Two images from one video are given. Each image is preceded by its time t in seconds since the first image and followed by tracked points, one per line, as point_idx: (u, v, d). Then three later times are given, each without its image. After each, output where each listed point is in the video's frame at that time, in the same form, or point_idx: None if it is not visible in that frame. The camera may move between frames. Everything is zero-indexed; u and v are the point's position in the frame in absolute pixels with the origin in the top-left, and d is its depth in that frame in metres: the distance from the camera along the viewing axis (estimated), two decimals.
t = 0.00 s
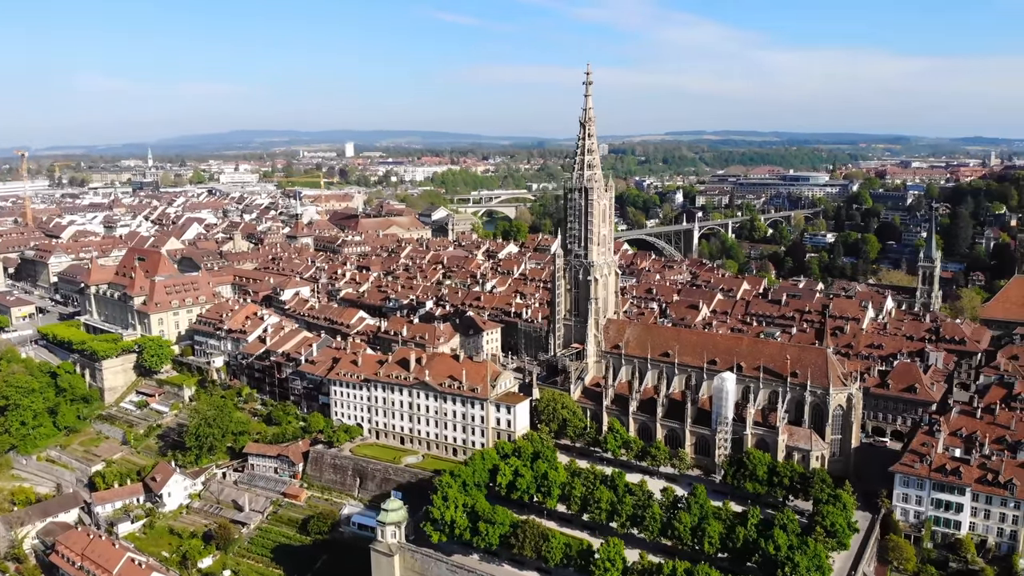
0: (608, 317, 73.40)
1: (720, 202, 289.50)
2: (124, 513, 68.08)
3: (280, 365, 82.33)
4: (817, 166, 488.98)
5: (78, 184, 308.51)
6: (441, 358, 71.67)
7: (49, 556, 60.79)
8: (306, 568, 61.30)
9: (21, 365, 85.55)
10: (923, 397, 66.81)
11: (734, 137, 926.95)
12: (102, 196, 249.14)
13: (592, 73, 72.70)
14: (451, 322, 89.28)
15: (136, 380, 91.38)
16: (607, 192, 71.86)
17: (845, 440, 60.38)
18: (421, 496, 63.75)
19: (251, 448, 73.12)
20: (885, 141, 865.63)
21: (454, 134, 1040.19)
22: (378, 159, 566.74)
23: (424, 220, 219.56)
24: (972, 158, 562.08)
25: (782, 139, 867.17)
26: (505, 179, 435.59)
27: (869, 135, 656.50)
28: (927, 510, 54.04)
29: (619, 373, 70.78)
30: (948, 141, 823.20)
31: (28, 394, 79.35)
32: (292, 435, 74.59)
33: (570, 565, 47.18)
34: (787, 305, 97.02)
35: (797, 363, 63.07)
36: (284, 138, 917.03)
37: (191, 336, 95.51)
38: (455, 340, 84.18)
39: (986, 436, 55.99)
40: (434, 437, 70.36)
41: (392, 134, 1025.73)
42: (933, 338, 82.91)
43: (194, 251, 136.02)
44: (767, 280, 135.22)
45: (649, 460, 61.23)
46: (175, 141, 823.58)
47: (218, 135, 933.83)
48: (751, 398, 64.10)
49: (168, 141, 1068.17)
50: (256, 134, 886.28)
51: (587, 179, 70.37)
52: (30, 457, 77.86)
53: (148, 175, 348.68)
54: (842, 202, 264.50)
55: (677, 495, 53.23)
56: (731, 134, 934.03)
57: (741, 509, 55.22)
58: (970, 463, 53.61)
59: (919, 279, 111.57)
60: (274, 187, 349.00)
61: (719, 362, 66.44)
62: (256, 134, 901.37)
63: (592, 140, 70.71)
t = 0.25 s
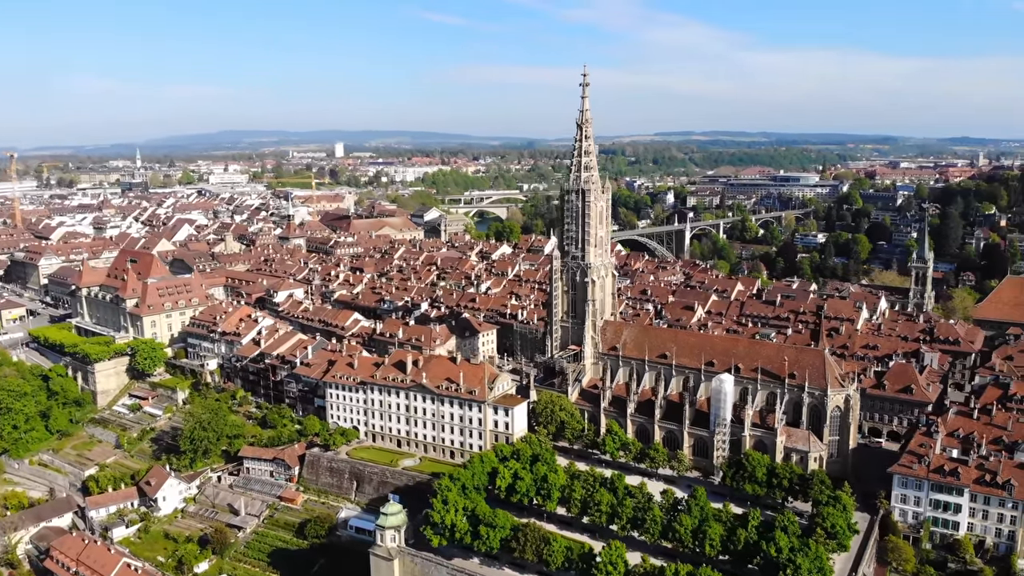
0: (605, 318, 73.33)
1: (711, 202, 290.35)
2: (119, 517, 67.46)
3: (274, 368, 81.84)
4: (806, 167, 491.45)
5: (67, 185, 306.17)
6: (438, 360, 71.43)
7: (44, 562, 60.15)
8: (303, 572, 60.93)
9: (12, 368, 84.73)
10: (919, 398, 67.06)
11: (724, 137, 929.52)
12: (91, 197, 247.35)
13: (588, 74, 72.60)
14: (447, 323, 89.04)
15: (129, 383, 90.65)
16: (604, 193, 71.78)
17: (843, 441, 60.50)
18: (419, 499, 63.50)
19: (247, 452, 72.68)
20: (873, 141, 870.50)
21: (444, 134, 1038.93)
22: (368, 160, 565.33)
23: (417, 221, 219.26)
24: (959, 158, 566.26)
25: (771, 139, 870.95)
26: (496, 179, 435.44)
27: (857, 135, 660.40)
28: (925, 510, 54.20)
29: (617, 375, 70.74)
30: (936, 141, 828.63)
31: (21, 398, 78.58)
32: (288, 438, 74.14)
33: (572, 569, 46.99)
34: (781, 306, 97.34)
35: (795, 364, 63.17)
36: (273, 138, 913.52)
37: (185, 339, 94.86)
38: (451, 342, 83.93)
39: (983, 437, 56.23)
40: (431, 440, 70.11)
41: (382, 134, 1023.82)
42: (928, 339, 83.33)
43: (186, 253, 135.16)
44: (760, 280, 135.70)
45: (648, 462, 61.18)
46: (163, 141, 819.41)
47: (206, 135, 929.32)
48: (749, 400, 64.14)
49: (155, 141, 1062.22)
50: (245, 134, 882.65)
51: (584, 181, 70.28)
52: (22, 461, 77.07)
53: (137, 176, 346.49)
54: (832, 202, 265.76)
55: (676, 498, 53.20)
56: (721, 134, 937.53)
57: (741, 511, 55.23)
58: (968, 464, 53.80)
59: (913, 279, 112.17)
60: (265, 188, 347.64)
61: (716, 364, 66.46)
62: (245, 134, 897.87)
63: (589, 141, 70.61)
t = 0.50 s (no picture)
0: (602, 320, 73.25)
1: (700, 203, 291.05)
2: (112, 523, 66.77)
3: (268, 371, 81.27)
4: (794, 167, 494.07)
5: (52, 186, 303.28)
6: (435, 363, 71.15)
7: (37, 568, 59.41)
8: None
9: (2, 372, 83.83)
10: (914, 399, 67.36)
11: (712, 138, 932.93)
12: (78, 198, 245.08)
13: (584, 75, 72.47)
14: (442, 325, 88.73)
15: (120, 387, 89.79)
16: (600, 195, 71.68)
17: (840, 442, 60.58)
18: (417, 502, 63.26)
19: (242, 456, 72.15)
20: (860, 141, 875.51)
21: (432, 134, 1037.58)
22: (356, 160, 563.86)
23: (408, 222, 218.78)
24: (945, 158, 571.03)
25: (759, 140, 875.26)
26: (486, 180, 435.19)
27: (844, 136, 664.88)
28: (924, 511, 54.37)
29: (614, 377, 70.70)
30: (922, 141, 834.59)
31: (11, 402, 77.78)
32: (283, 441, 73.62)
33: (573, 573, 46.82)
34: (775, 307, 97.64)
35: (793, 365, 63.24)
36: (260, 138, 909.23)
37: (177, 342, 94.07)
38: (447, 344, 83.56)
39: (980, 437, 56.51)
40: (428, 443, 69.84)
41: (370, 134, 1021.15)
42: (921, 339, 83.81)
43: (176, 255, 134.18)
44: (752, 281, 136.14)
45: (646, 463, 61.05)
46: (149, 142, 814.88)
47: (192, 135, 923.59)
48: (747, 401, 64.15)
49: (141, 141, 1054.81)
50: (233, 134, 878.07)
51: (581, 183, 70.18)
52: (12, 466, 76.19)
53: (124, 176, 343.88)
54: (821, 203, 267.14)
55: (676, 500, 53.18)
56: (709, 134, 941.46)
57: (740, 513, 55.27)
58: (966, 464, 54.01)
59: (904, 280, 112.85)
60: (253, 189, 345.85)
61: (713, 365, 66.48)
62: (231, 134, 893.71)
63: (585, 143, 70.48)
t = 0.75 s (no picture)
0: (599, 322, 73.23)
1: (691, 203, 291.63)
2: (107, 527, 66.20)
3: (264, 374, 80.80)
4: (784, 167, 496.31)
5: (40, 187, 300.89)
6: (432, 365, 70.93)
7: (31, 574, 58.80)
8: None
9: None
10: (911, 399, 67.61)
11: (701, 138, 935.85)
12: (66, 199, 243.26)
13: (581, 77, 72.37)
14: (438, 327, 88.49)
15: (113, 390, 89.08)
16: (597, 197, 71.60)
17: (838, 444, 60.58)
18: (416, 505, 63.01)
19: (237, 459, 71.63)
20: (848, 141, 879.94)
21: (422, 134, 1036.25)
22: (346, 160, 562.46)
23: (400, 223, 218.32)
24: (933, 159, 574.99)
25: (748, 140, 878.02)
26: (476, 180, 434.94)
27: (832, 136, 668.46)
28: (922, 512, 54.56)
29: (612, 378, 70.66)
30: (910, 141, 839.89)
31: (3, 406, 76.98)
32: (279, 445, 73.19)
33: None
34: (770, 307, 97.90)
35: (790, 367, 63.36)
36: (249, 138, 905.43)
37: (170, 344, 93.39)
38: (443, 346, 83.36)
39: (977, 437, 56.75)
40: (425, 446, 69.57)
41: (359, 134, 1018.73)
42: (916, 339, 84.24)
43: (168, 256, 133.26)
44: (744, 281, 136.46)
45: (645, 465, 61.03)
46: (136, 142, 809.77)
47: (180, 135, 918.61)
48: (745, 403, 64.18)
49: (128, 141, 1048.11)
50: (221, 133, 873.87)
51: (577, 184, 70.08)
52: (5, 471, 75.40)
53: (113, 177, 341.47)
54: (812, 203, 268.23)
55: (677, 502, 53.16)
56: (698, 135, 943.88)
57: (740, 514, 55.35)
58: (964, 465, 54.19)
59: (897, 281, 113.51)
60: (243, 189, 344.12)
61: (711, 367, 66.48)
62: (220, 134, 889.44)
63: (582, 144, 70.42)
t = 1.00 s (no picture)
0: (596, 324, 73.13)
1: (681, 203, 292.32)
2: (101, 533, 65.50)
3: (258, 377, 80.28)
4: (772, 167, 498.34)
5: (26, 188, 298.14)
6: (429, 367, 70.61)
7: None
8: None
9: None
10: (906, 400, 67.91)
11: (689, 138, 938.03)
12: (53, 200, 241.10)
13: (577, 78, 72.20)
14: (433, 329, 88.20)
15: (105, 394, 88.24)
16: (594, 198, 71.50)
17: (836, 445, 60.86)
18: (414, 509, 62.72)
19: (232, 463, 71.04)
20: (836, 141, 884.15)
21: (410, 134, 1034.68)
22: (335, 161, 560.41)
23: (391, 224, 217.83)
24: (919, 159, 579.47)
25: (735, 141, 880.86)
26: (466, 180, 434.34)
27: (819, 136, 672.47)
28: (921, 512, 54.77)
29: (609, 380, 70.60)
30: (895, 141, 846.53)
31: None
32: (274, 448, 72.70)
33: None
34: (764, 308, 98.22)
35: (788, 368, 63.47)
36: (236, 138, 900.77)
37: (162, 347, 92.62)
38: (439, 348, 83.08)
39: (974, 438, 57.03)
40: (422, 449, 69.28)
41: (347, 134, 1015.51)
42: (909, 339, 84.74)
43: (158, 258, 132.14)
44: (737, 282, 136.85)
45: (644, 467, 61.00)
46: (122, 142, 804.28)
47: (166, 135, 913.13)
48: (743, 404, 64.26)
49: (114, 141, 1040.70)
50: (208, 133, 868.24)
51: (574, 186, 69.92)
52: None
53: (100, 178, 338.82)
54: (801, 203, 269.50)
55: (676, 504, 53.13)
56: (686, 135, 946.91)
57: (740, 516, 55.40)
58: (962, 465, 54.50)
59: (889, 281, 114.26)
60: (231, 190, 342.18)
61: (709, 368, 66.49)
62: (207, 134, 884.55)
63: (578, 146, 70.27)
